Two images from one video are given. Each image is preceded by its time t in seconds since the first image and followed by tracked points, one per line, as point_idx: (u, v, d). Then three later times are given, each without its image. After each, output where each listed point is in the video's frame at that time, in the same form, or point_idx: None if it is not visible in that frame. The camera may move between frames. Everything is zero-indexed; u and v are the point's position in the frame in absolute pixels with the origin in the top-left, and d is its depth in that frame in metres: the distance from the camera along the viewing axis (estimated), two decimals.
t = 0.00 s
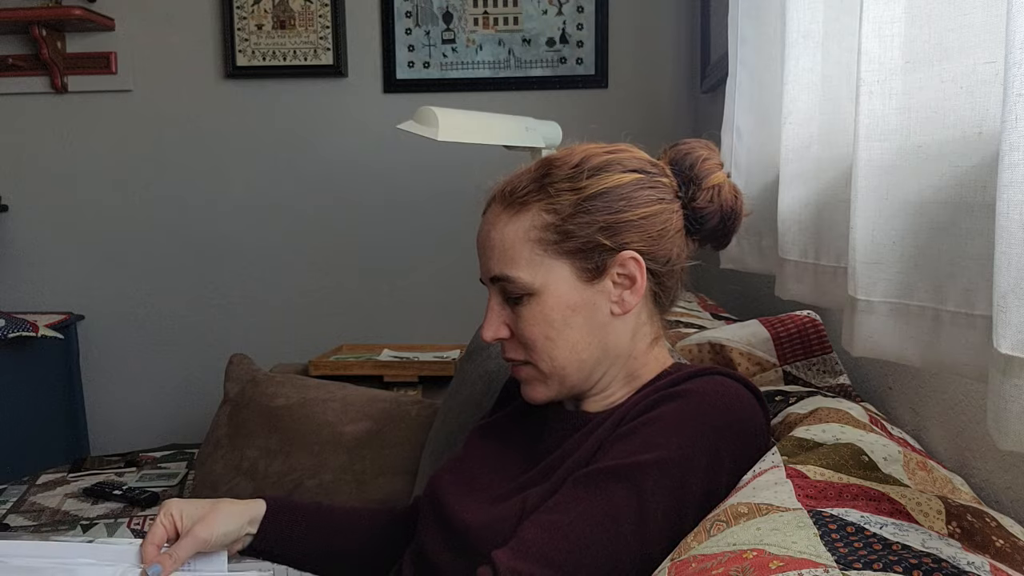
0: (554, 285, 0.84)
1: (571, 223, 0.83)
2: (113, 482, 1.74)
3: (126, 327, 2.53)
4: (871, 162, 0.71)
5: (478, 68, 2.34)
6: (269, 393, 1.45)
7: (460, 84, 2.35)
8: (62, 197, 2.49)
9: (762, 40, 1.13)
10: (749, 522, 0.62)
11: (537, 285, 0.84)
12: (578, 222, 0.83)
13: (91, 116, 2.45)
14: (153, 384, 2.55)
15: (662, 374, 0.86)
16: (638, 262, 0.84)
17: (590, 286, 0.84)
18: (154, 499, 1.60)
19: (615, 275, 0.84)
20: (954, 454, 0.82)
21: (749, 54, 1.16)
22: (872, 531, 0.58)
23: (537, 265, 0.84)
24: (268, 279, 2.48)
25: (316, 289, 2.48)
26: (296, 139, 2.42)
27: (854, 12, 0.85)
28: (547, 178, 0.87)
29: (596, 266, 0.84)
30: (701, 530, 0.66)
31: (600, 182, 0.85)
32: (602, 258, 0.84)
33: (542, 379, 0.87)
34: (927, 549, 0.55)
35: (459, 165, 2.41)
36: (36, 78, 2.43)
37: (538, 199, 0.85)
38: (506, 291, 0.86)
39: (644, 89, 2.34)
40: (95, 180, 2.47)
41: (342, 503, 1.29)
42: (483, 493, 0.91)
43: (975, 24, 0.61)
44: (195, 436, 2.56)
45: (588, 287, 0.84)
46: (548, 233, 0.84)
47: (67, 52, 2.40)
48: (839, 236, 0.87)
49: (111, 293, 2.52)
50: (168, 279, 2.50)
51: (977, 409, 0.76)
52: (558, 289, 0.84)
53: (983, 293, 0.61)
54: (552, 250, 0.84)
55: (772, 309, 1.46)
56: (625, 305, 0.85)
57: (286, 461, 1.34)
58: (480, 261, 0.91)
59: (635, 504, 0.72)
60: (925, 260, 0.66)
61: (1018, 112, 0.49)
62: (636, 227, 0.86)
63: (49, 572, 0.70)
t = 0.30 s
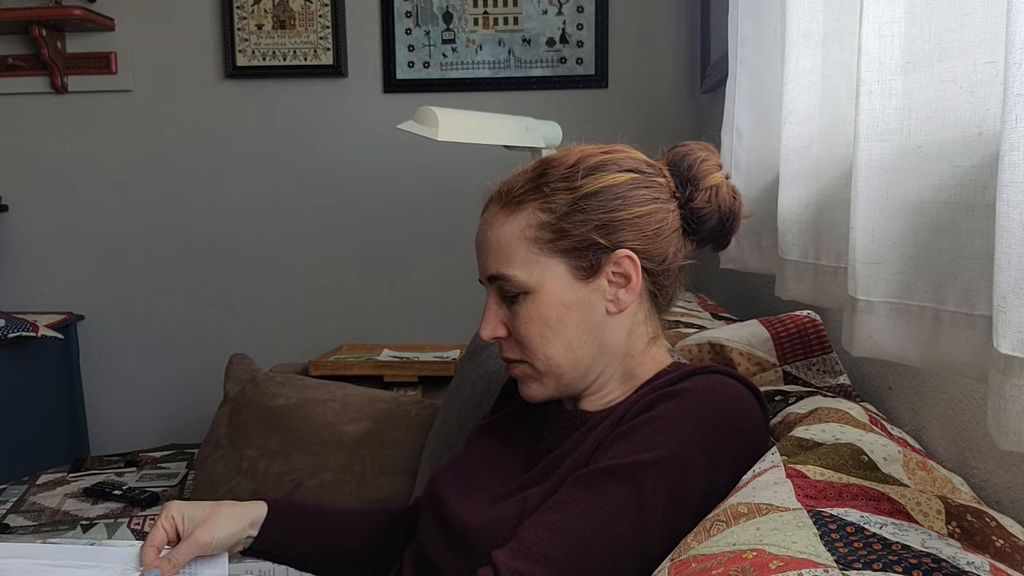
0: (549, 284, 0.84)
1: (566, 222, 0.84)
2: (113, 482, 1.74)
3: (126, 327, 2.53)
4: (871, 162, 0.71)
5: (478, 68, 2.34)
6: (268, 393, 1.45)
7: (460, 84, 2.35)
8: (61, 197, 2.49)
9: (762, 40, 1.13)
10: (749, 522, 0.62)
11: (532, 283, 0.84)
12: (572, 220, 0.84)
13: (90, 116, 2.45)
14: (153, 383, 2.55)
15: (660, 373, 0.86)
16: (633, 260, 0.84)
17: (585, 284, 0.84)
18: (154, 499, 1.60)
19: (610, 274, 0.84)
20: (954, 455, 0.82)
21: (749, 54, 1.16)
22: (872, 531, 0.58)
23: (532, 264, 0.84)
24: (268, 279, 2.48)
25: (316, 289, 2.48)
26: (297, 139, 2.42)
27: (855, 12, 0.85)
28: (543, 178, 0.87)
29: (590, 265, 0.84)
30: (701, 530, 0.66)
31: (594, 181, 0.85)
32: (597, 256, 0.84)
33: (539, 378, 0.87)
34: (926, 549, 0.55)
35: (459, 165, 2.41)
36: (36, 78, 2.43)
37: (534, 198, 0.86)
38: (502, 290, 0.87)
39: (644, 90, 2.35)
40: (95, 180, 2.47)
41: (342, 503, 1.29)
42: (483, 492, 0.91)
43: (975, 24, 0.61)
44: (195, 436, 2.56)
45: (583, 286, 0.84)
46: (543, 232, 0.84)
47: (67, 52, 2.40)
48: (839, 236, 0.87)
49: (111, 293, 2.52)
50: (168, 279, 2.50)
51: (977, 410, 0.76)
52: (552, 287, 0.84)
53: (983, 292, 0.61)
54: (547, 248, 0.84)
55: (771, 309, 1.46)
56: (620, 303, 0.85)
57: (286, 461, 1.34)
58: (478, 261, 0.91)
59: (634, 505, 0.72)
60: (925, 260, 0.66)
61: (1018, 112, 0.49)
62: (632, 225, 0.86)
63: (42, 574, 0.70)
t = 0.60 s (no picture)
0: (546, 284, 0.84)
1: (562, 222, 0.84)
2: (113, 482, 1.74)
3: (126, 327, 2.53)
4: (871, 162, 0.71)
5: (478, 68, 2.34)
6: (268, 393, 1.45)
7: (460, 84, 2.35)
8: (61, 197, 2.49)
9: (762, 40, 1.13)
10: (749, 522, 0.62)
11: (529, 283, 0.84)
12: (569, 220, 0.84)
13: (90, 116, 2.45)
14: (152, 383, 2.55)
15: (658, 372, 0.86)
16: (630, 259, 0.84)
17: (582, 284, 0.84)
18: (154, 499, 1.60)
19: (607, 273, 0.84)
20: (954, 455, 0.82)
21: (749, 53, 1.16)
22: (872, 531, 0.58)
23: (529, 265, 0.84)
24: (267, 279, 2.48)
25: (316, 289, 2.49)
26: (297, 139, 2.42)
27: (855, 11, 0.85)
28: (539, 179, 0.87)
29: (588, 264, 0.84)
30: (701, 530, 0.66)
31: (590, 180, 0.85)
32: (594, 255, 0.84)
33: (538, 378, 0.87)
34: (927, 550, 0.55)
35: (459, 165, 2.41)
36: (36, 78, 2.43)
37: (530, 199, 0.86)
38: (500, 291, 0.86)
39: (644, 90, 2.35)
40: (95, 180, 2.47)
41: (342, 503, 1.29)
42: (483, 491, 0.91)
43: (975, 24, 0.61)
44: (195, 436, 2.56)
45: (581, 285, 0.84)
46: (540, 233, 0.84)
47: (67, 52, 2.40)
48: (839, 236, 0.87)
49: (111, 293, 2.52)
50: (168, 279, 2.50)
51: (977, 410, 0.76)
52: (550, 287, 0.84)
53: (983, 292, 0.61)
54: (544, 249, 0.84)
55: (771, 308, 1.46)
56: (618, 302, 0.85)
57: (286, 461, 1.34)
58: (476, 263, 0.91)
59: (633, 503, 0.72)
60: (926, 260, 0.66)
61: (1018, 112, 0.49)
62: (629, 224, 0.86)
63: None
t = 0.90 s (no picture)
0: (545, 286, 0.84)
1: (561, 223, 0.83)
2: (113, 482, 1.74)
3: (126, 327, 2.53)
4: (871, 162, 0.71)
5: (478, 68, 2.34)
6: (268, 393, 1.45)
7: (460, 84, 2.35)
8: (62, 197, 2.49)
9: (762, 41, 1.13)
10: (748, 522, 0.62)
11: (528, 285, 0.84)
12: (568, 222, 0.84)
13: (90, 116, 2.45)
14: (153, 383, 2.55)
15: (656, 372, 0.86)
16: (629, 261, 0.84)
17: (581, 286, 0.84)
18: (154, 498, 1.60)
19: (606, 275, 0.84)
20: (954, 454, 0.82)
21: (749, 54, 1.16)
22: (871, 531, 0.58)
23: (528, 267, 0.84)
24: (267, 279, 2.48)
25: (317, 289, 2.49)
26: (297, 139, 2.42)
27: (855, 11, 0.85)
28: (538, 180, 0.87)
29: (587, 266, 0.84)
30: (700, 530, 0.66)
31: (589, 182, 0.85)
32: (592, 257, 0.84)
33: (538, 379, 0.87)
34: (925, 549, 0.55)
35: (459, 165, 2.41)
36: (36, 78, 2.43)
37: (528, 199, 0.86)
38: (499, 292, 0.86)
39: (644, 90, 2.35)
40: (95, 180, 2.47)
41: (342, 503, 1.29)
42: (479, 491, 0.91)
43: (975, 24, 0.61)
44: (195, 436, 2.56)
45: (579, 287, 0.84)
46: (539, 234, 0.84)
47: (67, 52, 2.40)
48: (839, 237, 0.87)
49: (112, 293, 2.52)
50: (168, 279, 2.50)
51: (977, 410, 0.76)
52: (549, 288, 0.84)
53: (984, 292, 0.61)
54: (543, 251, 0.84)
55: (771, 308, 1.46)
56: (616, 303, 0.85)
57: (286, 461, 1.34)
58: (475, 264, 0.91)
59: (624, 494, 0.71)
60: (925, 259, 0.66)
61: (1018, 112, 0.49)
62: (627, 225, 0.86)
63: None
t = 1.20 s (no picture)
0: (547, 284, 0.84)
1: (563, 222, 0.83)
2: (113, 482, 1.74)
3: (126, 327, 2.53)
4: (871, 162, 0.71)
5: (478, 67, 2.34)
6: (268, 393, 1.45)
7: (460, 84, 2.35)
8: (62, 197, 2.49)
9: (762, 41, 1.13)
10: (748, 522, 0.62)
11: (530, 284, 0.84)
12: (569, 221, 0.83)
13: (90, 116, 2.45)
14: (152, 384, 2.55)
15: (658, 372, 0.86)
16: (631, 261, 0.84)
17: (583, 285, 0.84)
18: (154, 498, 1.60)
19: (608, 274, 0.84)
20: (954, 454, 0.82)
21: (749, 54, 1.16)
22: (871, 531, 0.58)
23: (530, 266, 0.84)
24: (267, 279, 2.48)
25: (317, 289, 2.49)
26: (297, 139, 2.42)
27: (855, 11, 0.85)
28: (541, 178, 0.87)
29: (589, 265, 0.84)
30: (700, 530, 0.66)
31: (592, 181, 0.85)
32: (594, 257, 0.84)
33: (539, 378, 0.87)
34: (926, 549, 0.55)
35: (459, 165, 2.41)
36: (36, 78, 2.43)
37: (531, 198, 0.86)
38: (501, 290, 0.86)
39: (644, 90, 2.35)
40: (95, 180, 2.47)
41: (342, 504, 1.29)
42: (482, 491, 0.91)
43: (975, 24, 0.61)
44: (195, 436, 2.56)
45: (581, 286, 0.84)
46: (541, 233, 0.84)
47: (67, 52, 2.40)
48: (839, 236, 0.87)
49: (112, 293, 2.52)
50: (167, 279, 2.50)
51: (976, 411, 0.76)
52: (550, 287, 0.84)
53: (984, 292, 0.61)
54: (546, 249, 0.84)
55: (771, 308, 1.46)
56: (618, 302, 0.84)
57: (286, 461, 1.34)
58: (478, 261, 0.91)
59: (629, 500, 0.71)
60: (925, 259, 0.66)
61: (1018, 112, 0.49)
62: (630, 225, 0.86)
63: None
